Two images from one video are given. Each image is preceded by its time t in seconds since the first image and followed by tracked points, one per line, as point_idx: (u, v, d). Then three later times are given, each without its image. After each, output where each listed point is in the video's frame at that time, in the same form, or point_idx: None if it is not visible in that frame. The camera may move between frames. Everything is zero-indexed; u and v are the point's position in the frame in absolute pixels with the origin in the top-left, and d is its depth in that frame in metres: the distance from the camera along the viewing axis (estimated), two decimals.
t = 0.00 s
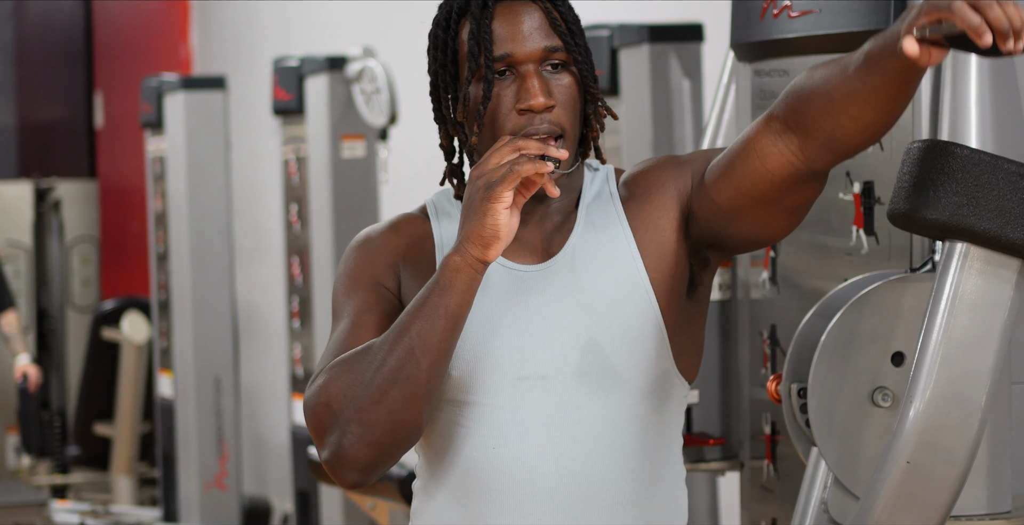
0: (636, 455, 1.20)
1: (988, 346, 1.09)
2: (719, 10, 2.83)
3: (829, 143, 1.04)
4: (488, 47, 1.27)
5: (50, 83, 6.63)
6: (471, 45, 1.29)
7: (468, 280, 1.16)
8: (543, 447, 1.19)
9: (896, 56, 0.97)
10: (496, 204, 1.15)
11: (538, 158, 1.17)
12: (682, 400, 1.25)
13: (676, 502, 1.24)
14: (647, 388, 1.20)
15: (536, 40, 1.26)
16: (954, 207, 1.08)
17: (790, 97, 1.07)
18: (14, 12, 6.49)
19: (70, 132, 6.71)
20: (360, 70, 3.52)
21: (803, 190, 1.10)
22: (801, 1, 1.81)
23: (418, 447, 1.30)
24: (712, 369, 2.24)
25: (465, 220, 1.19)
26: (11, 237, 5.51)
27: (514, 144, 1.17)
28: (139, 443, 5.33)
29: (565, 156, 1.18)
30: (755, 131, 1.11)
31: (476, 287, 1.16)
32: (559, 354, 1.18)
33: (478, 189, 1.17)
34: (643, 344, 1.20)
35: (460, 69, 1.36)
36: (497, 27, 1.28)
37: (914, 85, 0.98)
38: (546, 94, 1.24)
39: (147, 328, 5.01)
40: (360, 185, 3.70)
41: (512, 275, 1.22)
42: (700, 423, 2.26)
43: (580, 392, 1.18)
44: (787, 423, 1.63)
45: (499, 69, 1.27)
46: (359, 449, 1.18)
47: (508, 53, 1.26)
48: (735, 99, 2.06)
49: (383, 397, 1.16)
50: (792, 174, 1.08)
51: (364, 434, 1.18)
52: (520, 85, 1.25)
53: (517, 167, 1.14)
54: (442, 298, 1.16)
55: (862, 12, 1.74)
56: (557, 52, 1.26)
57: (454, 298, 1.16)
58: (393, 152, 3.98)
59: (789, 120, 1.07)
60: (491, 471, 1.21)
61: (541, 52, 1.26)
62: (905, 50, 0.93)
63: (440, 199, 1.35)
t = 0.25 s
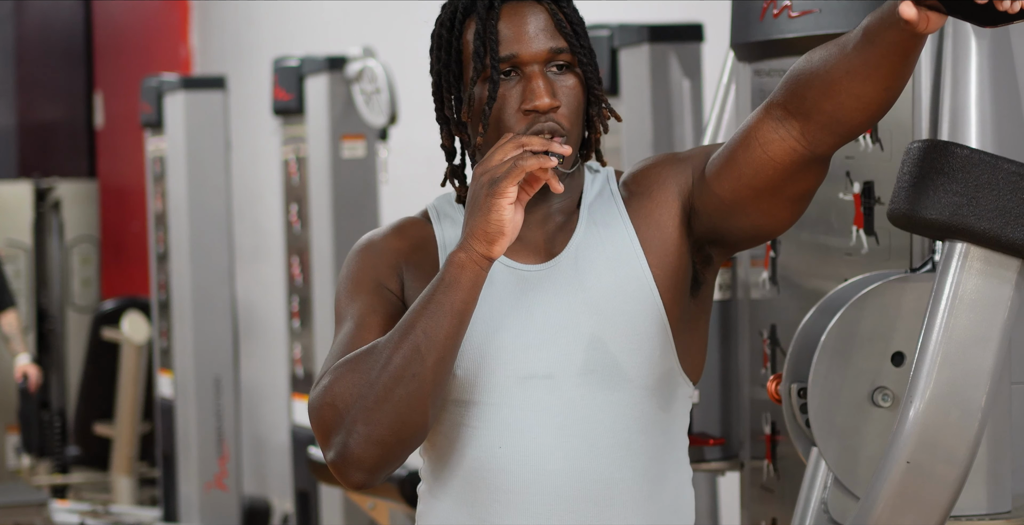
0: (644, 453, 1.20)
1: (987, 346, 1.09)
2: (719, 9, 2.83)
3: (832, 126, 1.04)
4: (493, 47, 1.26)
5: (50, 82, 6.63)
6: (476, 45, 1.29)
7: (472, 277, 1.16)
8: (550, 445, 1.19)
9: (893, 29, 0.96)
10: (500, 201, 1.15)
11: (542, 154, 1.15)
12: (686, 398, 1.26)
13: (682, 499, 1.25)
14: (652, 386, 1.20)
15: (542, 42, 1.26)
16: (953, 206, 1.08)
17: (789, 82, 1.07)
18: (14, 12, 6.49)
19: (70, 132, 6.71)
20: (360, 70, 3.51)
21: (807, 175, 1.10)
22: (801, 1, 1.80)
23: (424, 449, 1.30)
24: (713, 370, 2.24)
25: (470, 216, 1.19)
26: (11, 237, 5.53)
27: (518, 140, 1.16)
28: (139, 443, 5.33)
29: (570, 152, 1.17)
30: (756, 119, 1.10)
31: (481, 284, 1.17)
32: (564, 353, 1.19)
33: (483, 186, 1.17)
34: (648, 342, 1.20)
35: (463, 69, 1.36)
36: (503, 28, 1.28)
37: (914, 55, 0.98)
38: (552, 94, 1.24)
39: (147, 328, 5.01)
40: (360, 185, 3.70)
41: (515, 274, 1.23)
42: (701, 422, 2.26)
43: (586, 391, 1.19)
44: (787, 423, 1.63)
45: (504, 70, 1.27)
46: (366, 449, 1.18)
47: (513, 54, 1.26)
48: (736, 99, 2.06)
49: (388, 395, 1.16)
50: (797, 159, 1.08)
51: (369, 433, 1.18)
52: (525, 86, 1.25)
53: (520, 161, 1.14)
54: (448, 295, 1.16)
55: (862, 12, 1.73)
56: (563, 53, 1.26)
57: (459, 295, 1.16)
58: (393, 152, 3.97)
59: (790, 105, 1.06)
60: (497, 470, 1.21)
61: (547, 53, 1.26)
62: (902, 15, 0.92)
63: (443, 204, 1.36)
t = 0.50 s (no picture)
0: (646, 454, 1.20)
1: (987, 346, 1.09)
2: (719, 10, 2.83)
3: (833, 121, 1.04)
4: (486, 49, 1.27)
5: (50, 82, 6.63)
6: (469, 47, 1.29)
7: (472, 278, 1.16)
8: (551, 447, 1.19)
9: (892, 19, 0.96)
10: (498, 201, 1.15)
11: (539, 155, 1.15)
12: (689, 399, 1.25)
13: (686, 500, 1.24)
14: (654, 387, 1.20)
15: (535, 42, 1.26)
16: (953, 206, 1.08)
17: (790, 78, 1.07)
18: (14, 12, 6.49)
19: (70, 132, 6.71)
20: (360, 70, 3.52)
21: (808, 172, 1.10)
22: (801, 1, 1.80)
23: (425, 452, 1.30)
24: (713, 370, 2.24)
25: (468, 218, 1.19)
26: (11, 238, 5.53)
27: (515, 141, 1.15)
28: (139, 443, 5.33)
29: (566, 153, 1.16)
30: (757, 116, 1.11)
31: (481, 284, 1.17)
32: (565, 353, 1.19)
33: (481, 187, 1.17)
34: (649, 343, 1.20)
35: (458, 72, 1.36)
36: (495, 29, 1.28)
37: (915, 48, 0.98)
38: (545, 94, 1.24)
39: (147, 328, 5.01)
40: (361, 185, 3.70)
41: (515, 275, 1.23)
42: (701, 422, 2.27)
43: (587, 392, 1.18)
44: (787, 423, 1.63)
45: (497, 71, 1.26)
46: (366, 452, 1.18)
47: (506, 54, 1.26)
48: (736, 99, 2.06)
49: (389, 398, 1.16)
50: (797, 155, 1.08)
51: (370, 436, 1.17)
52: (519, 86, 1.25)
53: (518, 162, 1.13)
54: (447, 296, 1.16)
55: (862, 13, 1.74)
56: (556, 53, 1.26)
57: (459, 297, 1.16)
58: (393, 152, 3.98)
59: (791, 102, 1.06)
60: (499, 472, 1.21)
61: (540, 53, 1.26)
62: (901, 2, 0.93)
63: (443, 208, 1.36)
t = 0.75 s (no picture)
0: (644, 455, 1.20)
1: (987, 346, 1.09)
2: (719, 9, 2.83)
3: (838, 146, 1.04)
4: (478, 49, 1.27)
5: (50, 82, 6.63)
6: (461, 47, 1.29)
7: (469, 280, 1.16)
8: (549, 447, 1.19)
9: (904, 58, 0.97)
10: (495, 205, 1.15)
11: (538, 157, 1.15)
12: (688, 400, 1.25)
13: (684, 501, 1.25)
14: (652, 388, 1.20)
15: (527, 40, 1.26)
16: (953, 207, 1.08)
17: (797, 100, 1.07)
18: (14, 12, 6.49)
19: (70, 132, 6.71)
20: (360, 70, 3.52)
21: (808, 193, 1.10)
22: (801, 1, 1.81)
23: (423, 451, 1.30)
24: (713, 369, 2.24)
25: (465, 220, 1.19)
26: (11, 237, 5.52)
27: (513, 143, 1.15)
28: (139, 443, 5.33)
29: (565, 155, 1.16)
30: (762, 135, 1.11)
31: (477, 286, 1.17)
32: (563, 355, 1.19)
33: (478, 189, 1.17)
34: (647, 344, 1.20)
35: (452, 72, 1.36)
36: (487, 29, 1.28)
37: (924, 85, 0.98)
38: (538, 92, 1.24)
39: (147, 328, 5.01)
40: (361, 185, 3.70)
41: (513, 276, 1.23)
42: (701, 422, 2.26)
43: (584, 393, 1.19)
44: (787, 423, 1.63)
45: (490, 71, 1.27)
46: (361, 453, 1.18)
47: (498, 54, 1.26)
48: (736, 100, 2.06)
49: (384, 399, 1.16)
50: (799, 178, 1.08)
51: (365, 437, 1.18)
52: (511, 85, 1.25)
53: (515, 165, 1.13)
54: (443, 298, 1.16)
55: (862, 13, 1.74)
56: (548, 51, 1.26)
57: (455, 299, 1.16)
58: (393, 151, 3.98)
59: (797, 124, 1.07)
60: (496, 473, 1.21)
61: (532, 52, 1.26)
62: (918, 49, 0.93)
63: (442, 206, 1.35)
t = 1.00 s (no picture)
0: (642, 456, 1.20)
1: (987, 346, 1.09)
2: (720, 9, 2.83)
3: (838, 150, 1.04)
4: (476, 50, 1.26)
5: (50, 82, 6.63)
6: (459, 48, 1.28)
7: (465, 281, 1.16)
8: (546, 448, 1.19)
9: (907, 64, 0.98)
10: (492, 206, 1.15)
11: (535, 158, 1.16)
12: (686, 400, 1.25)
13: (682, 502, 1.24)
14: (650, 389, 1.20)
15: (526, 42, 1.26)
16: (954, 207, 1.08)
17: (797, 103, 1.07)
18: (14, 11, 6.48)
19: (70, 132, 6.71)
20: (360, 70, 3.51)
21: (807, 197, 1.10)
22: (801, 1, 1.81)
23: (421, 452, 1.30)
24: (713, 369, 2.24)
25: (462, 221, 1.19)
26: (11, 237, 5.51)
27: (511, 145, 1.16)
28: (139, 443, 5.33)
29: (563, 156, 1.17)
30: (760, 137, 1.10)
31: (474, 288, 1.16)
32: (560, 356, 1.19)
33: (475, 190, 1.17)
34: (644, 345, 1.19)
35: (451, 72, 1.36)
36: (486, 29, 1.27)
37: (925, 92, 0.99)
38: (535, 95, 1.24)
39: (147, 328, 5.02)
40: (361, 185, 3.70)
41: (511, 276, 1.23)
42: (700, 423, 2.26)
43: (582, 394, 1.18)
44: (787, 423, 1.63)
45: (487, 72, 1.26)
46: (358, 454, 1.18)
47: (496, 55, 1.26)
48: (735, 100, 2.06)
49: (380, 401, 1.16)
50: (798, 180, 1.08)
51: (362, 439, 1.18)
52: (508, 87, 1.25)
53: (512, 167, 1.14)
54: (440, 300, 1.16)
55: (862, 12, 1.74)
56: (546, 53, 1.26)
57: (451, 301, 1.15)
58: (393, 151, 3.98)
59: (797, 126, 1.06)
60: (494, 473, 1.21)
61: (530, 54, 1.25)
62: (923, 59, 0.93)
63: (442, 205, 1.35)
